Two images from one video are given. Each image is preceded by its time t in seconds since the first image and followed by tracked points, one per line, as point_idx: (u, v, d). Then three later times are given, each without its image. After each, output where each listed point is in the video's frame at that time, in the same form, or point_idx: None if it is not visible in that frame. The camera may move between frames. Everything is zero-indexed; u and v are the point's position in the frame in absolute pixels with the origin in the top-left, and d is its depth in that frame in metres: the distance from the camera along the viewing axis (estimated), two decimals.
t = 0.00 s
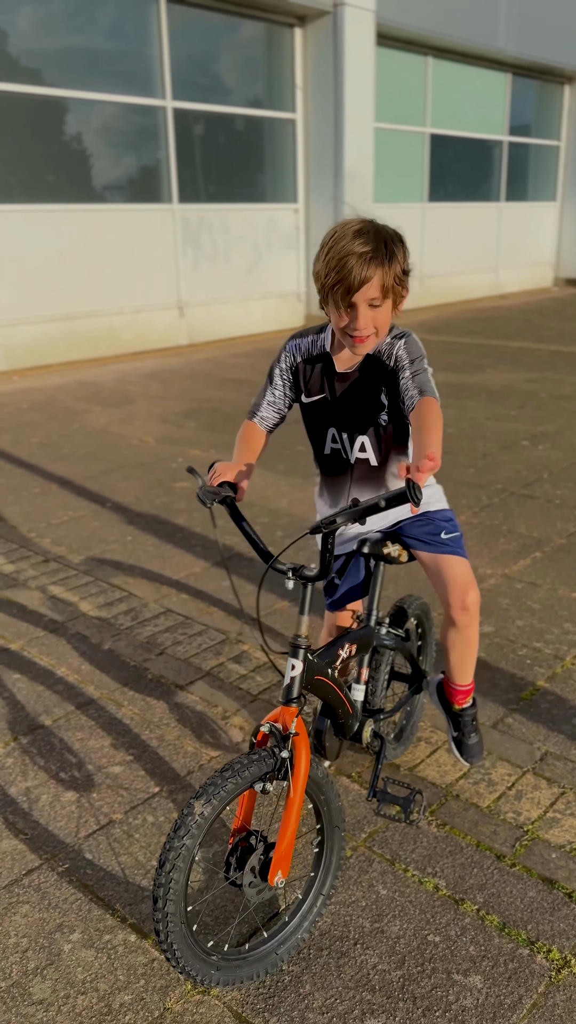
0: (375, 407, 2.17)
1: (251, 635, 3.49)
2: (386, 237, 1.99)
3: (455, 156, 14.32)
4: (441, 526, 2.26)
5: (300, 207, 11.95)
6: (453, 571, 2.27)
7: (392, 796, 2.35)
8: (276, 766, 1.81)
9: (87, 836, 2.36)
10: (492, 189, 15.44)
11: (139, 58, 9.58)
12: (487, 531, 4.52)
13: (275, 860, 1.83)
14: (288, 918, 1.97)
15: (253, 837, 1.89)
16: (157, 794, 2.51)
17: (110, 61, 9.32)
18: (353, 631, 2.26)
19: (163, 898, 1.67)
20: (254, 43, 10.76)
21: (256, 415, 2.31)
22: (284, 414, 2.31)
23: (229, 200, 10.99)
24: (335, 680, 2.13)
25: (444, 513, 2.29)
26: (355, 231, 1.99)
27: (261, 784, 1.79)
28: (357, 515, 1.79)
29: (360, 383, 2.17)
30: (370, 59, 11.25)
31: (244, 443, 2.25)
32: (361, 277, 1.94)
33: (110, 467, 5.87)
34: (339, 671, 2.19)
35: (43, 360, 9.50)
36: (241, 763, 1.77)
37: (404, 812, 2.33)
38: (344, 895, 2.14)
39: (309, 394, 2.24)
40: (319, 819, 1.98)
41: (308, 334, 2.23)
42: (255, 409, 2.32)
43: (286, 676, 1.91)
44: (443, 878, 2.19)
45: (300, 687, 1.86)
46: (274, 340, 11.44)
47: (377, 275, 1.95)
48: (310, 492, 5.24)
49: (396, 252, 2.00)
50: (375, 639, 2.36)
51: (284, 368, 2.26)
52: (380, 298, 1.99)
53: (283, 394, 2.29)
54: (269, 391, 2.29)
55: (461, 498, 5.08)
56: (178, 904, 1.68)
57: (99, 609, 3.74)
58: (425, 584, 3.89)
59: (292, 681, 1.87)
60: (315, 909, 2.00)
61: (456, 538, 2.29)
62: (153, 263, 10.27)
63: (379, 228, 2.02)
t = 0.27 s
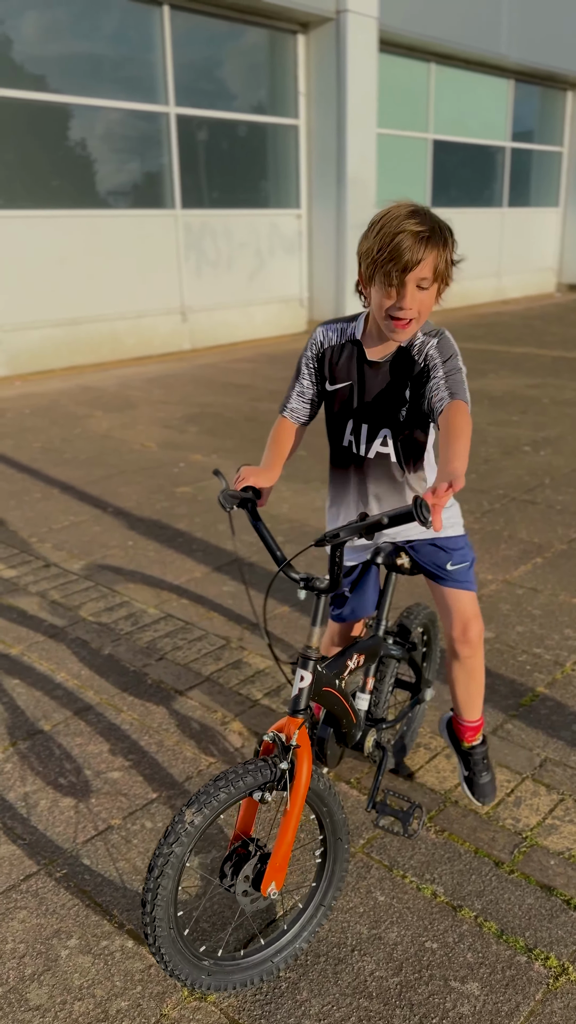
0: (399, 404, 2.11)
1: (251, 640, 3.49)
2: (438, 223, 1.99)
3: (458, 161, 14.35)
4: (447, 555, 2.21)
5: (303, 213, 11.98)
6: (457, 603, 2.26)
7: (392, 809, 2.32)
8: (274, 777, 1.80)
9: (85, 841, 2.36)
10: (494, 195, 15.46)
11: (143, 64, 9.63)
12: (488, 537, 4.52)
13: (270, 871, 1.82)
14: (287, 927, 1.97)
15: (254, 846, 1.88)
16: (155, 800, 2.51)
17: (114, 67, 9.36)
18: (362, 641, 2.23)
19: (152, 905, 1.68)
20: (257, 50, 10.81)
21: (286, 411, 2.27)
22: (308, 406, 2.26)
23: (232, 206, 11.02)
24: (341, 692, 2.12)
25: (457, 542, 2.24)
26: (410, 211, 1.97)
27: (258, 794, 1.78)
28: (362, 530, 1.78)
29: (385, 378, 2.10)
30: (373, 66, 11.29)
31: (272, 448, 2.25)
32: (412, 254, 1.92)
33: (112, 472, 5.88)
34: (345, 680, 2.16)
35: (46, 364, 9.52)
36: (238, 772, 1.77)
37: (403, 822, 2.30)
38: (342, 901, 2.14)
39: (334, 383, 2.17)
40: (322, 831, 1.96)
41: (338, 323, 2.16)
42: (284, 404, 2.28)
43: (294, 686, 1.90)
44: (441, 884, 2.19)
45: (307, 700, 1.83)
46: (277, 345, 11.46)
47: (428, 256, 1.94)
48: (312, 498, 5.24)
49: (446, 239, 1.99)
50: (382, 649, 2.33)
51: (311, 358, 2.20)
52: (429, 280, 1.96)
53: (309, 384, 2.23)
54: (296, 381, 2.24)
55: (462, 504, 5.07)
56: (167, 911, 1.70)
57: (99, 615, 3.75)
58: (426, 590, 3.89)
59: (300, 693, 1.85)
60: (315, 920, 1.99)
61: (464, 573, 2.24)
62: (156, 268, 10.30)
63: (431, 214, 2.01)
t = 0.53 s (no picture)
0: (453, 426, 2.07)
1: (249, 647, 3.50)
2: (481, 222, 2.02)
3: (459, 169, 14.39)
4: (463, 602, 2.20)
5: (304, 220, 12.01)
6: (467, 645, 2.27)
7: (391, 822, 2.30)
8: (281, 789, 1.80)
9: (81, 846, 2.36)
10: (495, 202, 15.50)
11: (146, 70, 9.67)
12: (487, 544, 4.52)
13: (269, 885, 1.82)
14: (281, 933, 1.97)
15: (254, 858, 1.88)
16: (152, 806, 2.51)
17: (117, 74, 9.41)
18: (368, 655, 2.24)
19: (150, 917, 1.68)
20: (259, 57, 10.86)
21: (334, 414, 2.33)
22: (360, 412, 2.31)
23: (233, 212, 11.06)
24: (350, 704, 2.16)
25: (482, 593, 2.21)
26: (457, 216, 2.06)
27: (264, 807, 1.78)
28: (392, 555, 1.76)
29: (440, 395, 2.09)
30: (375, 74, 11.33)
31: (300, 455, 2.29)
32: (432, 241, 2.01)
33: (111, 477, 5.89)
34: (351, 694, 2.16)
35: (47, 370, 9.54)
36: (243, 785, 1.76)
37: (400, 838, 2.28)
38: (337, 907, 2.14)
39: (385, 394, 2.21)
40: (321, 841, 1.96)
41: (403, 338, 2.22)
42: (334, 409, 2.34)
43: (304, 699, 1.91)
44: (437, 891, 2.19)
45: (317, 715, 1.85)
46: (278, 351, 11.49)
47: (450, 242, 1.99)
48: (311, 504, 5.25)
49: (487, 236, 2.01)
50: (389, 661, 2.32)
51: (369, 369, 2.27)
52: (453, 269, 1.99)
53: (364, 392, 2.29)
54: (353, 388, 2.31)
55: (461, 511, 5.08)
56: (165, 924, 1.70)
57: (98, 620, 3.75)
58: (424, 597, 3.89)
59: (310, 706, 1.87)
60: (310, 926, 1.99)
61: (479, 619, 2.24)
62: (157, 274, 10.33)
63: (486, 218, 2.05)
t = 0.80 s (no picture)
0: (471, 450, 2.10)
1: (244, 651, 3.52)
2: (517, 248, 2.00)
3: (459, 176, 14.46)
4: (463, 617, 2.22)
5: (303, 225, 12.05)
6: (465, 659, 2.30)
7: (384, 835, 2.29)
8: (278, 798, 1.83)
9: (75, 847, 2.38)
10: (494, 209, 15.56)
11: (147, 75, 9.72)
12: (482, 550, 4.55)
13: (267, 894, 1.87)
14: (271, 933, 1.98)
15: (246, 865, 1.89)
16: (146, 807, 2.53)
17: (117, 79, 9.45)
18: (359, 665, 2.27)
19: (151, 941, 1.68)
20: (259, 64, 10.91)
21: (337, 411, 2.32)
22: (364, 415, 2.31)
23: (233, 218, 11.10)
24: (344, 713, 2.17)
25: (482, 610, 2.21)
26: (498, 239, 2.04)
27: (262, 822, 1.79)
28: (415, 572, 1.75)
29: (459, 418, 2.11)
30: (374, 81, 11.39)
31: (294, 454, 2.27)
32: (467, 262, 2.00)
33: (109, 481, 5.91)
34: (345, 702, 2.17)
35: (46, 373, 9.57)
36: (240, 803, 1.76)
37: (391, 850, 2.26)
38: (329, 909, 2.16)
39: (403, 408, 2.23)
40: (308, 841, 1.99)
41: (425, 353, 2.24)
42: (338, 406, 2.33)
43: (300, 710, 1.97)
44: (429, 894, 2.20)
45: (314, 726, 1.91)
46: (276, 356, 11.52)
47: (483, 266, 1.98)
48: (308, 509, 5.27)
49: (521, 264, 1.98)
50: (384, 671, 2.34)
51: (386, 377, 2.29)
52: (479, 294, 1.97)
53: (376, 398, 2.30)
54: (364, 390, 2.31)
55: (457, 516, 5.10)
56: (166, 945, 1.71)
57: (94, 622, 3.77)
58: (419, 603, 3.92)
59: (306, 718, 1.93)
60: (299, 923, 2.02)
61: (477, 634, 2.25)
62: (156, 279, 10.36)
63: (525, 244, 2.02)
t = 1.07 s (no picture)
0: (476, 468, 2.11)
1: (242, 654, 3.55)
2: (540, 291, 1.96)
3: (457, 183, 14.54)
4: (459, 629, 2.24)
5: (302, 231, 12.11)
6: (465, 669, 2.34)
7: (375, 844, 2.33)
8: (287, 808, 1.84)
9: (76, 847, 2.41)
10: (492, 217, 15.64)
11: (148, 80, 9.78)
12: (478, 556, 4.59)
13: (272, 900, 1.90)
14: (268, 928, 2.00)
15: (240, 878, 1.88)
16: (145, 807, 2.57)
17: (118, 83, 9.51)
18: (354, 678, 2.27)
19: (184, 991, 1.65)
20: (260, 69, 10.98)
21: (316, 410, 2.21)
22: (347, 422, 2.22)
23: (232, 223, 11.16)
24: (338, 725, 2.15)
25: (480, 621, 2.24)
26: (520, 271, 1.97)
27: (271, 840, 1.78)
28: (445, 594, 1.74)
29: (462, 438, 2.10)
30: (374, 88, 11.47)
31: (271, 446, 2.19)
32: (488, 302, 1.93)
33: (108, 484, 5.93)
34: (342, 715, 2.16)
35: (45, 376, 9.60)
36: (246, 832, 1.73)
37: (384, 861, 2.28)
38: (327, 908, 2.19)
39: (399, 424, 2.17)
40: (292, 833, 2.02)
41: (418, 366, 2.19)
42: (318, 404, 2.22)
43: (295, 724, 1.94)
44: (424, 893, 2.24)
45: (309, 741, 1.88)
46: (274, 361, 11.58)
47: (505, 311, 1.92)
48: (306, 513, 5.31)
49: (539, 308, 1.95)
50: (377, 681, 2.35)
51: (374, 385, 2.21)
52: (498, 339, 1.94)
53: (361, 406, 2.21)
54: (346, 395, 2.22)
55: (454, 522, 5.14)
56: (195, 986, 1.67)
57: (94, 624, 3.80)
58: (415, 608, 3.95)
59: (301, 733, 1.90)
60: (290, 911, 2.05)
61: (475, 644, 2.28)
62: (155, 282, 10.41)
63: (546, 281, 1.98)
